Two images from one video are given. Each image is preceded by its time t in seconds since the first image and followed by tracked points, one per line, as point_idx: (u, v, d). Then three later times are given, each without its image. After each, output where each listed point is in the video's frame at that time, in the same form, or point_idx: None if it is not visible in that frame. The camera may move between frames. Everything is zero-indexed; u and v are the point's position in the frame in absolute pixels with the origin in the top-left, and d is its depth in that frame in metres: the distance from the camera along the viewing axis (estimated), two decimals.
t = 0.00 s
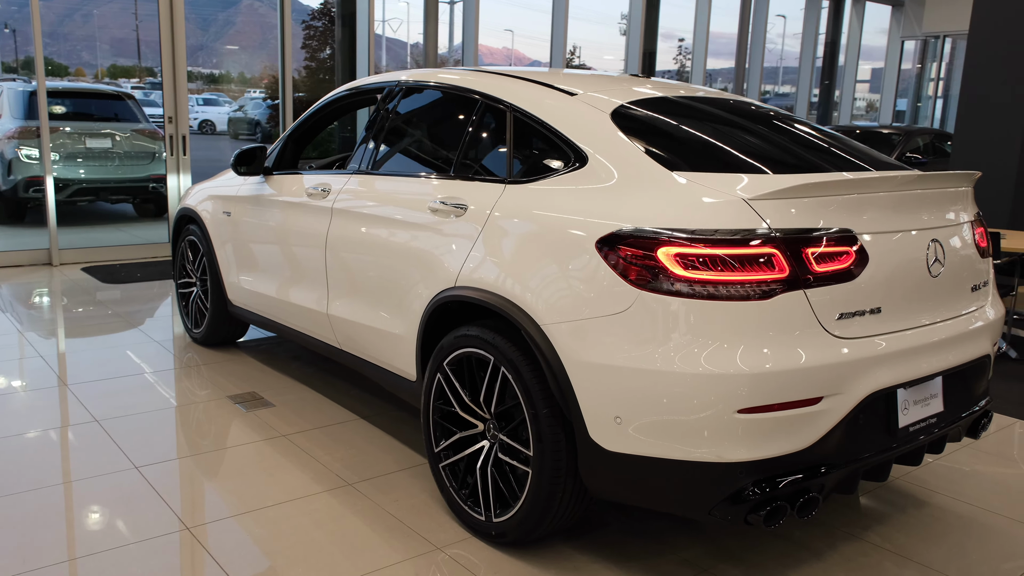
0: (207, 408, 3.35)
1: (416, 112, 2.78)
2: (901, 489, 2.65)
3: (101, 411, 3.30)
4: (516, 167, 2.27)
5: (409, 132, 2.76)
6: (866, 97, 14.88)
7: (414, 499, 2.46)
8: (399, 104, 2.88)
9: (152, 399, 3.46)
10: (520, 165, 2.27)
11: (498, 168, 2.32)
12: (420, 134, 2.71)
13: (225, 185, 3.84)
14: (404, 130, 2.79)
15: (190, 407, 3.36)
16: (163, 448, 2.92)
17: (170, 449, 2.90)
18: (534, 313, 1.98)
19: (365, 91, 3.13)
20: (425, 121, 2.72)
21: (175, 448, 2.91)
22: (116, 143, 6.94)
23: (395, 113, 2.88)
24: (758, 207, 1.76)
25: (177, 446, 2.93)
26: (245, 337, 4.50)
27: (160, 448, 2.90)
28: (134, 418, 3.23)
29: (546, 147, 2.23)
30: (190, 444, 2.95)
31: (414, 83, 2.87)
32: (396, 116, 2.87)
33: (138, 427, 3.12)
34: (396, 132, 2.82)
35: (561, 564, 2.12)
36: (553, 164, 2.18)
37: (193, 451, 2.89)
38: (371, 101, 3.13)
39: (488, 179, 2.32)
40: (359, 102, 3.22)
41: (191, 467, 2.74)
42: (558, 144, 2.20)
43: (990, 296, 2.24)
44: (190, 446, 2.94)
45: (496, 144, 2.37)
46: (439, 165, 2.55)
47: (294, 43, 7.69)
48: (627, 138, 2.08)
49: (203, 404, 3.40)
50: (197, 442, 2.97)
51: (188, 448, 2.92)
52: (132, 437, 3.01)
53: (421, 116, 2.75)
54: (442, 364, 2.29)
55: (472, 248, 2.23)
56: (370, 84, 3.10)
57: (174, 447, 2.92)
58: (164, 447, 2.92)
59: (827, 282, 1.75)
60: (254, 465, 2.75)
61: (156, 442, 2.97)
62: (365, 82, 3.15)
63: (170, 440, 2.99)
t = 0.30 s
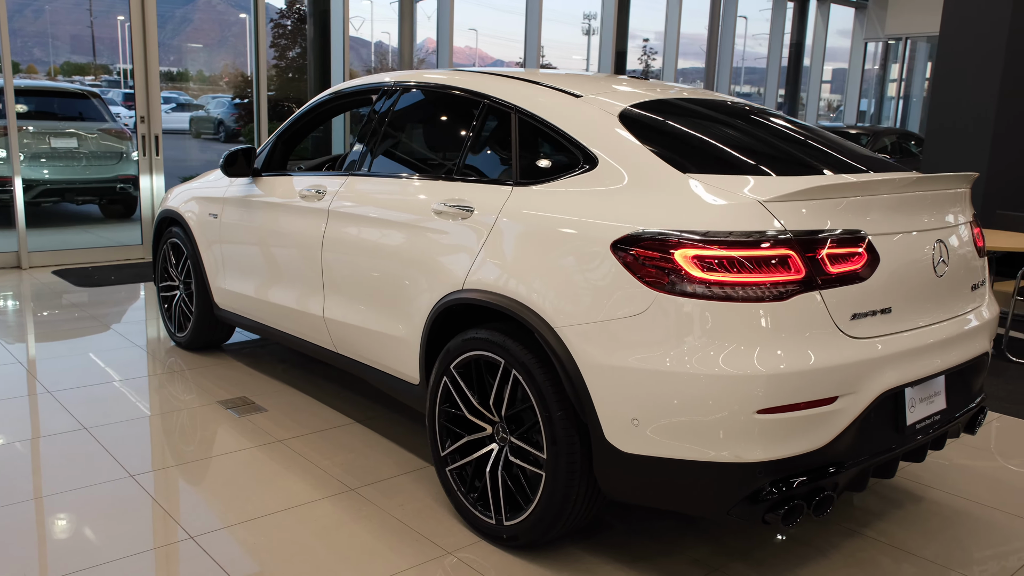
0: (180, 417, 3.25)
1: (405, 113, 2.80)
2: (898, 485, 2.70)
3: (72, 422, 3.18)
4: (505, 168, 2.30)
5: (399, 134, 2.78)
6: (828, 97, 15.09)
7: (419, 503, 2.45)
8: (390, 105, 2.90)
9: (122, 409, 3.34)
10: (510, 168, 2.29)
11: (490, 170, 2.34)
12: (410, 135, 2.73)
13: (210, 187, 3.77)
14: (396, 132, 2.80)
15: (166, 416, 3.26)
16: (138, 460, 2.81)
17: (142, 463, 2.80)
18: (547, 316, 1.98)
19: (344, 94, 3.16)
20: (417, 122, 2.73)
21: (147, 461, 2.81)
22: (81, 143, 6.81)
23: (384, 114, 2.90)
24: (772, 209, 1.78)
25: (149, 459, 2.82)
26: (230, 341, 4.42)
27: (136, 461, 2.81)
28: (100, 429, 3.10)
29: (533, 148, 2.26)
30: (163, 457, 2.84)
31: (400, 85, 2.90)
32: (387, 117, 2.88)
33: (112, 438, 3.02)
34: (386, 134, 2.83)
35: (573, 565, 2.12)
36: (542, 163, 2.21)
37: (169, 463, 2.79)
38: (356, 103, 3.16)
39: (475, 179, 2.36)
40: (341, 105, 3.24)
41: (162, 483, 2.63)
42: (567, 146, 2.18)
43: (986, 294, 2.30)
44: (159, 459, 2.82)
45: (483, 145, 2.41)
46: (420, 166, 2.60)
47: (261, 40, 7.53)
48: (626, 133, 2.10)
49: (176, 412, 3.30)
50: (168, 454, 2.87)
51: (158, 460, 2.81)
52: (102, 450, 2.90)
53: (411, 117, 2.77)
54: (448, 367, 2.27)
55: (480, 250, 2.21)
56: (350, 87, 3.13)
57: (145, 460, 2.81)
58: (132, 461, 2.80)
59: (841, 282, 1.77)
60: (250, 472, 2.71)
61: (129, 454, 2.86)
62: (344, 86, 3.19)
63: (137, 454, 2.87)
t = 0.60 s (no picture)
0: (163, 428, 3.16)
1: (407, 119, 2.81)
2: (900, 482, 2.77)
3: (65, 431, 3.10)
4: (502, 172, 2.37)
5: (400, 140, 2.79)
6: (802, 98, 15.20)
7: (434, 507, 2.45)
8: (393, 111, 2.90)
9: (100, 420, 3.24)
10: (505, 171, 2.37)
11: (488, 174, 2.41)
12: (412, 141, 2.74)
13: (205, 190, 3.73)
14: (401, 137, 2.81)
15: (150, 427, 3.17)
16: (117, 475, 2.72)
17: (130, 474, 2.73)
18: (569, 320, 2.00)
19: (335, 102, 3.19)
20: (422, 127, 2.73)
21: (137, 472, 2.75)
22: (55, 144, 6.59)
23: (385, 120, 2.91)
24: (794, 214, 1.82)
25: (128, 474, 2.73)
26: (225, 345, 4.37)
27: (118, 475, 2.72)
28: (87, 440, 3.02)
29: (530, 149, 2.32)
30: (146, 470, 2.76)
31: (391, 91, 2.95)
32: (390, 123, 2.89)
33: (98, 449, 2.93)
34: (387, 141, 2.85)
35: (593, 566, 2.14)
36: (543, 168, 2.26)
37: (150, 479, 2.69)
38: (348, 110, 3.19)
39: (463, 182, 2.46)
40: (332, 113, 3.26)
41: (142, 498, 2.54)
42: (583, 152, 2.20)
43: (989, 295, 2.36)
44: (140, 474, 2.73)
45: (471, 145, 2.51)
46: (410, 169, 2.68)
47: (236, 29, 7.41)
48: (630, 132, 2.16)
49: (160, 423, 3.21)
50: (149, 468, 2.78)
51: (135, 476, 2.71)
52: (84, 462, 2.81)
53: (415, 123, 2.78)
54: (464, 371, 2.28)
55: (497, 255, 2.22)
56: (341, 95, 3.15)
57: (126, 474, 2.72)
58: (111, 476, 2.71)
59: (860, 285, 1.82)
60: (258, 480, 2.69)
61: (111, 468, 2.77)
62: (334, 94, 3.20)
63: (115, 468, 2.78)
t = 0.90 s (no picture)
0: (147, 437, 3.07)
1: (413, 122, 2.81)
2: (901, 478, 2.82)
3: (55, 440, 3.02)
4: (493, 172, 2.43)
5: (407, 143, 2.79)
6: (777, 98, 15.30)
7: (445, 509, 2.45)
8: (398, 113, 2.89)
9: (79, 430, 3.13)
10: (496, 171, 2.43)
11: (477, 176, 2.47)
12: (419, 143, 2.74)
13: (200, 192, 3.68)
14: (407, 140, 2.80)
15: (134, 435, 3.09)
16: (100, 487, 2.63)
17: (131, 481, 2.68)
18: (586, 322, 2.01)
19: (328, 106, 3.20)
20: (431, 130, 2.73)
21: (138, 479, 2.70)
22: (29, 144, 6.46)
23: (388, 123, 2.91)
24: (811, 215, 1.84)
25: (112, 486, 2.64)
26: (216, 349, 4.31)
27: (103, 486, 2.63)
28: (74, 449, 2.93)
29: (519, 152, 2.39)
30: (131, 482, 2.68)
31: (384, 94, 2.99)
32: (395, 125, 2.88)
33: (83, 460, 2.85)
34: (390, 144, 2.85)
35: (610, 566, 2.15)
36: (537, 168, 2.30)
37: (134, 491, 2.60)
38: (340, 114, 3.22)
39: (450, 182, 2.53)
40: (324, 118, 3.28)
41: (142, 506, 2.49)
42: (597, 154, 2.19)
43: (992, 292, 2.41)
44: (123, 486, 2.64)
45: (460, 146, 2.59)
46: (398, 171, 2.75)
47: (219, 35, 7.41)
48: (632, 128, 2.18)
49: (145, 432, 3.13)
50: (135, 479, 2.70)
51: (117, 488, 2.62)
52: (73, 473, 2.73)
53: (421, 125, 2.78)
54: (476, 373, 2.29)
55: (511, 257, 2.22)
56: (333, 99, 3.17)
57: (110, 487, 2.63)
58: (93, 489, 2.62)
59: (876, 285, 1.85)
60: (263, 485, 2.66)
61: (95, 479, 2.68)
62: (327, 99, 3.22)
63: (97, 480, 2.68)
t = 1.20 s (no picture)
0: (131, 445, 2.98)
1: (422, 121, 2.80)
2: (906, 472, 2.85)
3: (42, 447, 2.93)
4: (478, 168, 2.50)
5: (417, 142, 2.76)
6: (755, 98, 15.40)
7: (457, 509, 2.45)
8: (405, 112, 2.88)
9: (59, 438, 3.03)
10: (480, 167, 2.50)
11: (466, 172, 2.53)
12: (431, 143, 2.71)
13: (197, 193, 3.62)
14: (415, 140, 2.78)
15: (116, 443, 3.00)
16: (84, 497, 2.54)
17: (136, 485, 2.64)
18: (607, 320, 2.00)
19: (326, 106, 3.19)
20: (441, 131, 2.71)
21: (143, 483, 2.66)
22: (9, 144, 6.37)
23: (396, 122, 2.89)
24: (833, 212, 1.85)
25: (95, 495, 2.55)
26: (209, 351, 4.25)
27: (89, 496, 2.55)
28: (59, 458, 2.84)
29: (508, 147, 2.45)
30: (115, 491, 2.58)
31: (384, 94, 2.99)
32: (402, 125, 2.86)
33: (67, 468, 2.75)
34: (397, 143, 2.83)
35: (630, 565, 2.15)
36: (533, 165, 2.34)
37: (116, 502, 2.51)
38: (334, 116, 3.22)
39: (439, 180, 2.58)
40: (321, 119, 3.26)
41: (149, 511, 2.45)
42: (613, 152, 2.19)
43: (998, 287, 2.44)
44: (106, 496, 2.55)
45: (450, 145, 2.64)
46: (390, 168, 2.79)
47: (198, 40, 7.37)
48: (638, 122, 2.20)
49: (129, 439, 3.04)
50: (139, 483, 2.65)
51: (99, 499, 2.53)
52: (75, 478, 2.68)
53: (432, 124, 2.76)
54: (491, 372, 2.28)
55: (527, 256, 2.21)
56: (329, 99, 3.17)
57: (94, 497, 2.54)
58: (74, 500, 2.52)
59: (896, 282, 1.87)
60: (270, 489, 2.63)
61: (81, 489, 2.60)
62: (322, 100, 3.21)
63: (79, 490, 2.59)
